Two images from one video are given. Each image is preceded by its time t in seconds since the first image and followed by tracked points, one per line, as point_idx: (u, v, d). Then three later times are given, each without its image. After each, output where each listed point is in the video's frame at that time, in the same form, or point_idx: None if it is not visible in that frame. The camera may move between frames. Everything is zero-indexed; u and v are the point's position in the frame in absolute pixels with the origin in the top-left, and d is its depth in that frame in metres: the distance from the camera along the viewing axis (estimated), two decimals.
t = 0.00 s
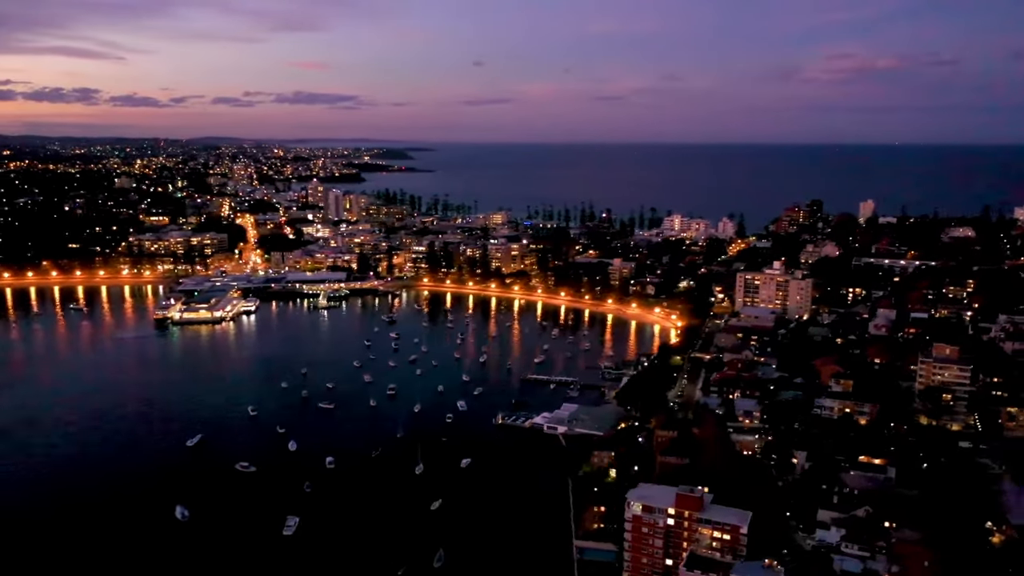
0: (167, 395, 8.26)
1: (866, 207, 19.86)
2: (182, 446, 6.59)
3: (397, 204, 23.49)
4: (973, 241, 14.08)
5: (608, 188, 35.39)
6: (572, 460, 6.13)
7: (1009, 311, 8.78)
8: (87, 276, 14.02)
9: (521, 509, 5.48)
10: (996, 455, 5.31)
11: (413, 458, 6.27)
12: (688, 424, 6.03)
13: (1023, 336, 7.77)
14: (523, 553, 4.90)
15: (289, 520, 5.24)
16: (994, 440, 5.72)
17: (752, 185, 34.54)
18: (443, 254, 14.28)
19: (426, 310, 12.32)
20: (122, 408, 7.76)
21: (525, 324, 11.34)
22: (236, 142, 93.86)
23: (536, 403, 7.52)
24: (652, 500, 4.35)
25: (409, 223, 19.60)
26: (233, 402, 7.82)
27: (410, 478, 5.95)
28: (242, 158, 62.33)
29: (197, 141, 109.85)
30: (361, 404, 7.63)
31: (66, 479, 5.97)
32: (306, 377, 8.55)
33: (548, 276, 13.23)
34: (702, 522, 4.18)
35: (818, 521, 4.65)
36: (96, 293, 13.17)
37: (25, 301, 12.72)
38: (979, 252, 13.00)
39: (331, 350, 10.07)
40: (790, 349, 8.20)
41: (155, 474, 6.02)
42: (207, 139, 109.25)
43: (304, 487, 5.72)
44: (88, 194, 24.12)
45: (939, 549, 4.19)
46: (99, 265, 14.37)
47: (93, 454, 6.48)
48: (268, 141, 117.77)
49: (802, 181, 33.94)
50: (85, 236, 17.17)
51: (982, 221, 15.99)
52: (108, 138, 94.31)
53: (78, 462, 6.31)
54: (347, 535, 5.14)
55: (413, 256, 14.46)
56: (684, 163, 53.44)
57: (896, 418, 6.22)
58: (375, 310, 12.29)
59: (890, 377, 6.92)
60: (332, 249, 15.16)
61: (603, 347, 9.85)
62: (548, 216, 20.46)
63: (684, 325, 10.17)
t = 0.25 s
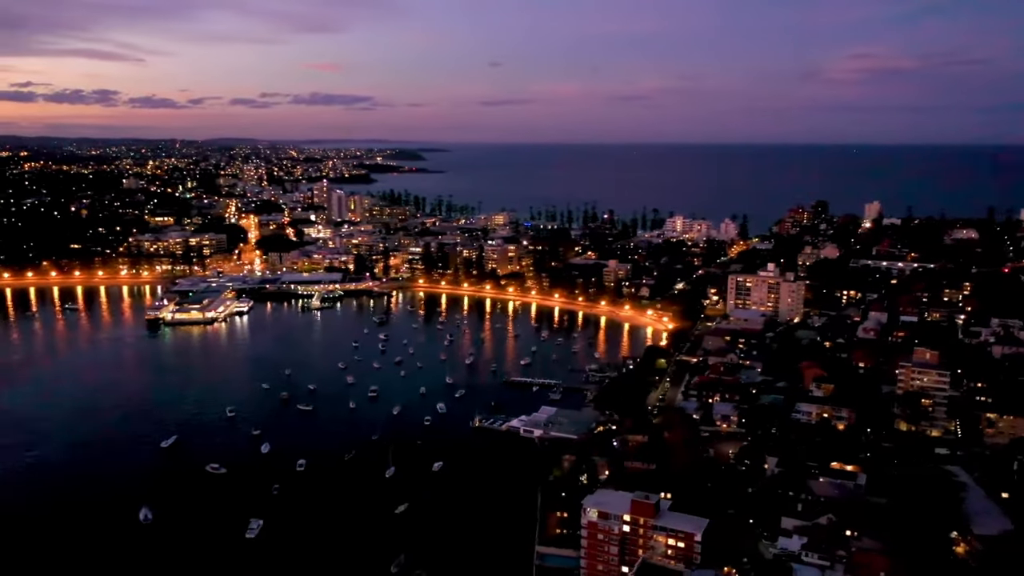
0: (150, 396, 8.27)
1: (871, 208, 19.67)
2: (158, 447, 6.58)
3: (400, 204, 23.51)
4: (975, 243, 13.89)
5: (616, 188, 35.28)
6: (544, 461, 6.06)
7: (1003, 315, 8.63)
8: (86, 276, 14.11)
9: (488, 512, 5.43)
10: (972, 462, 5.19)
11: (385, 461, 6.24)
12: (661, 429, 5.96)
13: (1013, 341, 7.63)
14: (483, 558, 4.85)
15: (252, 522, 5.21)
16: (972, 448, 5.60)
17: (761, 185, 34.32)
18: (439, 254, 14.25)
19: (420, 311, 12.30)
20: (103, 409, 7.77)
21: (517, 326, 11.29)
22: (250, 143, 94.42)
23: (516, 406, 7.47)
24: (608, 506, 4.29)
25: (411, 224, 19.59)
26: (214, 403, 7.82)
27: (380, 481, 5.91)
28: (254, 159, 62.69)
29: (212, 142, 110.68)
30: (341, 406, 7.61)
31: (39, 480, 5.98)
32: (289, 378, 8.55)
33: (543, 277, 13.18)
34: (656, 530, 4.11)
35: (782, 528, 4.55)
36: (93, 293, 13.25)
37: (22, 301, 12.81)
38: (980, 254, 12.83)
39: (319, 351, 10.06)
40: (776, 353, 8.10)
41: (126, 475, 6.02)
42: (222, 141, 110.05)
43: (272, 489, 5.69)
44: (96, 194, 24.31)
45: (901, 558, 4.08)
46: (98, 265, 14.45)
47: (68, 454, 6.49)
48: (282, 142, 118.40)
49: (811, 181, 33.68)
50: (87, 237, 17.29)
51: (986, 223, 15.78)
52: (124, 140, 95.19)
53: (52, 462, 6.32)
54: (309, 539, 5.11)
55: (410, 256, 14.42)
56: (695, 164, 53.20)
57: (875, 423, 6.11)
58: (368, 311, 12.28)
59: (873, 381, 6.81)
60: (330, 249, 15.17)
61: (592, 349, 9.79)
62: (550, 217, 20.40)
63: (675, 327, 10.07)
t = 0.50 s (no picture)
0: (134, 396, 8.30)
1: (876, 209, 19.45)
2: (132, 446, 6.59)
3: (404, 204, 23.51)
4: (977, 245, 13.70)
5: (624, 188, 35.12)
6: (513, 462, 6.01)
7: (996, 317, 8.48)
8: (84, 276, 14.20)
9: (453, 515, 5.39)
10: (944, 467, 5.09)
11: (356, 462, 6.21)
12: (635, 434, 5.90)
13: (1001, 344, 7.49)
14: (442, 562, 4.81)
15: (215, 524, 5.19)
16: (948, 453, 5.49)
17: (770, 185, 34.06)
18: (436, 255, 14.23)
19: (413, 312, 12.27)
20: (85, 409, 7.80)
21: (508, 327, 11.24)
22: (263, 143, 94.95)
23: (495, 407, 7.42)
24: (562, 511, 4.22)
25: (412, 224, 19.58)
26: (194, 403, 7.83)
27: (349, 482, 5.89)
28: (266, 159, 63.00)
29: (227, 142, 111.43)
30: (320, 406, 7.59)
31: (9, 479, 6.01)
32: (272, 379, 8.55)
33: (538, 277, 13.11)
34: (609, 536, 4.04)
35: (742, 535, 4.48)
36: (90, 292, 13.31)
37: (20, 300, 12.89)
38: (981, 257, 12.64)
39: (307, 351, 10.06)
40: (761, 355, 7.99)
41: (97, 474, 6.03)
42: (236, 141, 110.75)
43: (239, 490, 5.68)
44: (103, 194, 24.48)
45: (858, 567, 3.98)
46: (97, 265, 14.53)
47: (43, 454, 6.51)
48: (296, 142, 118.96)
49: (821, 181, 33.40)
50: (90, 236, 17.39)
51: (991, 224, 15.56)
52: (141, 140, 96.03)
53: (26, 462, 6.34)
54: (270, 541, 5.08)
55: (407, 255, 14.40)
56: (706, 164, 52.92)
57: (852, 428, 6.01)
58: (361, 311, 12.26)
59: (855, 385, 6.69)
60: (327, 249, 15.17)
61: (580, 351, 9.72)
62: (552, 218, 20.33)
63: (664, 329, 9.98)
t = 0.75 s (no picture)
0: (119, 396, 8.33)
1: (882, 209, 19.22)
2: (108, 446, 6.62)
3: (408, 205, 23.49)
4: (980, 247, 13.49)
5: (632, 188, 34.96)
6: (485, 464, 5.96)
7: (988, 319, 8.33)
8: (84, 275, 14.28)
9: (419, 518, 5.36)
10: (915, 474, 4.98)
11: (328, 464, 6.19)
12: (606, 439, 5.82)
13: (990, 348, 7.35)
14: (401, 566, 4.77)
15: (179, 525, 5.19)
16: (924, 459, 5.38)
17: (780, 185, 33.77)
18: (432, 255, 14.20)
19: (407, 312, 12.25)
20: (68, 409, 7.84)
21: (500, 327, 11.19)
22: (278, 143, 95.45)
23: (474, 409, 7.37)
24: (515, 516, 4.17)
25: (414, 224, 19.55)
26: (177, 404, 7.86)
27: (318, 484, 5.87)
28: (279, 159, 63.27)
29: (242, 142, 112.12)
30: (300, 407, 7.58)
31: None
32: (257, 380, 8.55)
33: (534, 277, 13.06)
34: (560, 542, 3.99)
35: (702, 542, 4.41)
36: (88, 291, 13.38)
37: (18, 298, 12.98)
38: (982, 258, 12.44)
39: (295, 351, 10.06)
40: (746, 358, 7.88)
41: (70, 474, 6.04)
42: (254, 141, 111.69)
43: (207, 492, 5.67)
44: (111, 194, 24.63)
45: None
46: (97, 264, 14.61)
47: (20, 454, 6.54)
48: (310, 141, 119.49)
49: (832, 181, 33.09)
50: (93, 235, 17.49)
51: (996, 225, 15.32)
52: (157, 140, 96.85)
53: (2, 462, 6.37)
54: (233, 543, 5.07)
55: (404, 255, 14.38)
56: (717, 164, 52.60)
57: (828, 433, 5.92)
58: (355, 311, 12.26)
59: (835, 389, 6.60)
60: (326, 249, 15.18)
61: (568, 353, 9.65)
62: (554, 218, 20.24)
63: (654, 330, 9.89)
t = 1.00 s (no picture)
0: (103, 396, 8.37)
1: (890, 210, 18.95)
2: (80, 446, 6.63)
3: (413, 205, 23.49)
4: (983, 249, 13.25)
5: (642, 189, 34.81)
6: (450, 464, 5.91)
7: (979, 324, 8.17)
8: (84, 274, 14.37)
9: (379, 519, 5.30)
10: (881, 482, 4.87)
11: (296, 467, 6.17)
12: (574, 443, 5.75)
13: (977, 352, 7.20)
14: (354, 567, 4.72)
15: (138, 526, 5.18)
16: (894, 467, 5.27)
17: (791, 185, 33.46)
18: (429, 255, 14.15)
19: (399, 313, 12.23)
20: (50, 409, 7.87)
21: (490, 329, 11.12)
22: (295, 144, 96.21)
23: (451, 412, 7.33)
24: (460, 523, 4.10)
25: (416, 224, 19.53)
26: (157, 403, 7.87)
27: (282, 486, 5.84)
28: (293, 159, 63.59)
29: (259, 142, 113.00)
30: (277, 409, 7.57)
31: None
32: (240, 380, 8.55)
33: (529, 278, 12.98)
34: (503, 550, 3.93)
35: (654, 550, 4.31)
36: (87, 290, 13.45)
37: (17, 296, 13.08)
38: (984, 261, 12.21)
39: (283, 350, 10.05)
40: (729, 361, 7.78)
41: (39, 473, 6.06)
42: (272, 142, 112.57)
43: (171, 493, 5.66)
44: (120, 194, 24.82)
45: None
46: (97, 264, 14.70)
47: None
48: (327, 142, 120.26)
49: (844, 181, 32.74)
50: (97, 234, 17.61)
51: (1003, 228, 15.04)
52: (175, 141, 97.69)
53: None
54: (190, 545, 5.05)
55: (402, 256, 14.37)
56: (731, 164, 52.25)
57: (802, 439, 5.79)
58: (348, 311, 12.24)
59: (813, 393, 6.47)
60: (324, 249, 15.18)
61: (554, 355, 9.57)
62: (558, 219, 20.16)
63: (643, 333, 9.79)
